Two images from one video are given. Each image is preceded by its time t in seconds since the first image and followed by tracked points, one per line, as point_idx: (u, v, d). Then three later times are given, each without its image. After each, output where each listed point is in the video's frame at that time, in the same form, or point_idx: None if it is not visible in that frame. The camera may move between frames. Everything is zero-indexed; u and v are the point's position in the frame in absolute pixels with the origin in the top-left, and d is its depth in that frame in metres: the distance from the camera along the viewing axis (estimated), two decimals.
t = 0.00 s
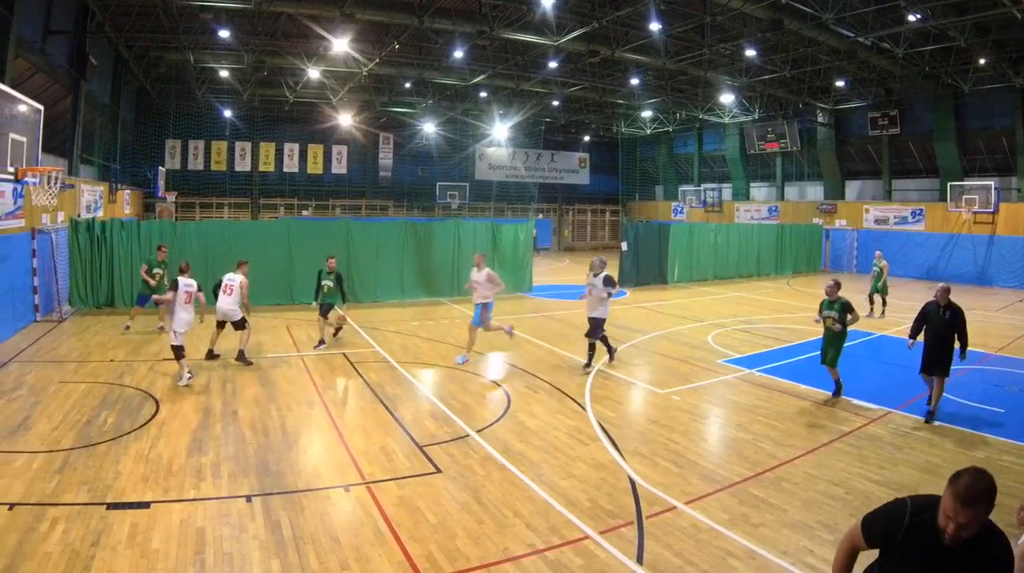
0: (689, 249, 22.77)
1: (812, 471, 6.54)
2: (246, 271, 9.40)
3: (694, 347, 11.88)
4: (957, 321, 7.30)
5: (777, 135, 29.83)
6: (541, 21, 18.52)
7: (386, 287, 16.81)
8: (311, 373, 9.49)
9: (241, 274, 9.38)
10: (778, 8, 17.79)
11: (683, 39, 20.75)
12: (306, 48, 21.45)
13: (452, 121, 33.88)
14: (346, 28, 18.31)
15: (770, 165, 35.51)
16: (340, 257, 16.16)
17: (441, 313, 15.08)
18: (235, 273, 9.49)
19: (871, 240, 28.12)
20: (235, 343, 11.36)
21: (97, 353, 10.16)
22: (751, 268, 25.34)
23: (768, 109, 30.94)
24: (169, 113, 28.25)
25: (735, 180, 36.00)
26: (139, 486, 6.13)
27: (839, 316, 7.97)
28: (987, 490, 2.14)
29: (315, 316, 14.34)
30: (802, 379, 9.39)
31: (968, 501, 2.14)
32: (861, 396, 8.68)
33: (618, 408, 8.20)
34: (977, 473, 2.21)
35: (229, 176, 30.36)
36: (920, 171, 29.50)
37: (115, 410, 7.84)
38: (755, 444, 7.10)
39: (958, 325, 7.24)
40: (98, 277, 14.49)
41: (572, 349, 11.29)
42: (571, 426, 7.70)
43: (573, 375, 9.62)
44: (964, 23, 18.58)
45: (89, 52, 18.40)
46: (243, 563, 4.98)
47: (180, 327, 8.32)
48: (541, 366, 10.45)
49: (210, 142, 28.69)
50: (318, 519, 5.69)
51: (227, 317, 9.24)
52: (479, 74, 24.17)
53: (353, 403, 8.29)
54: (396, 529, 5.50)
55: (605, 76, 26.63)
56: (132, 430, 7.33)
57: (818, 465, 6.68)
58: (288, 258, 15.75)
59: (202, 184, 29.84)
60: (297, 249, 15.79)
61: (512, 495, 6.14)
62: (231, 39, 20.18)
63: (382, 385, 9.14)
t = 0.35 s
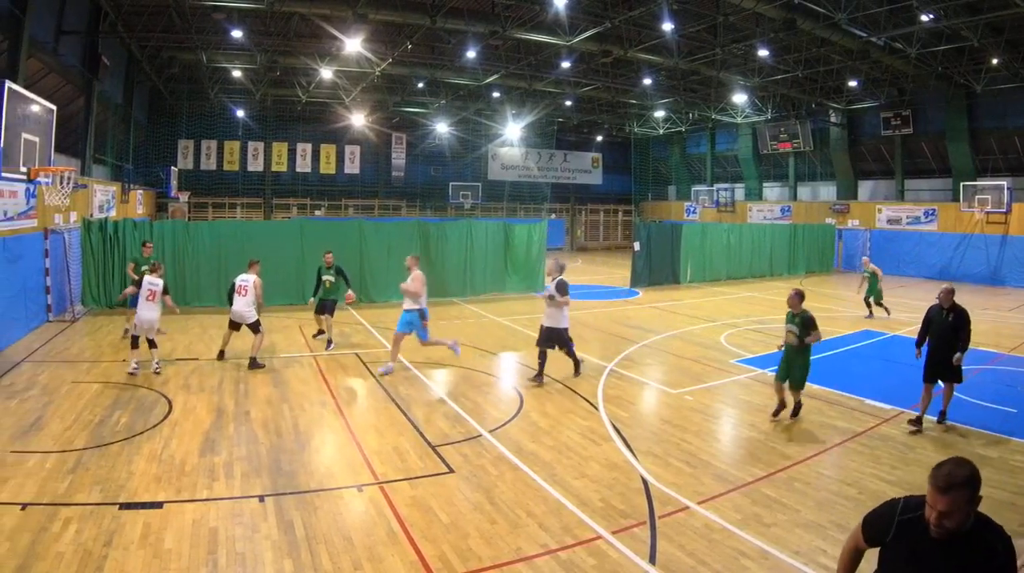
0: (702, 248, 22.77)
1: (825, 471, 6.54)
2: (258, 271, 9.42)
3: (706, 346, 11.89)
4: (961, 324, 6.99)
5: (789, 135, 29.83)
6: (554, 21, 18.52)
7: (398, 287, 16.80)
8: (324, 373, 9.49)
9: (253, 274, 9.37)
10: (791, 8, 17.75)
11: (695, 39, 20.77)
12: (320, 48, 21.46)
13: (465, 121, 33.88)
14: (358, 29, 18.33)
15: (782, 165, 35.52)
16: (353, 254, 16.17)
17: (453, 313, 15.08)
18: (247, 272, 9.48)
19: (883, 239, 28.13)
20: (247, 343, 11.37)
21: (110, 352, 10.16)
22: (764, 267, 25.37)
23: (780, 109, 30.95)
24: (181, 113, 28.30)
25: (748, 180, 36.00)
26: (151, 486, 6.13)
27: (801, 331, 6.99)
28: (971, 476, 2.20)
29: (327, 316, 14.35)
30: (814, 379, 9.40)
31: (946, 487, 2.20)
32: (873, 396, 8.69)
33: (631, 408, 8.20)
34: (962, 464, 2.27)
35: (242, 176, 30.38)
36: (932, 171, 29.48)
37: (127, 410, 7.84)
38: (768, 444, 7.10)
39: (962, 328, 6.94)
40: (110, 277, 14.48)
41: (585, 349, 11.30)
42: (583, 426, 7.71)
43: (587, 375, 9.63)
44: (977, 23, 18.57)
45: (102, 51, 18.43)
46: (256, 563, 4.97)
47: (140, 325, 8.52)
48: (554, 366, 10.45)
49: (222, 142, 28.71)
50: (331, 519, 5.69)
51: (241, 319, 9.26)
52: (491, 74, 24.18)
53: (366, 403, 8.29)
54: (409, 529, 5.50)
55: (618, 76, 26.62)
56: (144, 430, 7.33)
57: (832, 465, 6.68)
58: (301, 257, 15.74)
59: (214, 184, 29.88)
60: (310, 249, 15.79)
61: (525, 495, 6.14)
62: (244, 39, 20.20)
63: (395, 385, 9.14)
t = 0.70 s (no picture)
0: (715, 248, 22.78)
1: (839, 471, 6.53)
2: (271, 268, 9.38)
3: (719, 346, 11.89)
4: (959, 328, 6.77)
5: (802, 135, 29.82)
6: (567, 21, 18.52)
7: (410, 288, 16.81)
8: (336, 373, 9.50)
9: (267, 271, 9.33)
10: (804, 8, 17.74)
11: (707, 39, 20.80)
12: (333, 48, 21.45)
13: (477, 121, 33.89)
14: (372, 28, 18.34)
15: (795, 166, 35.50)
16: (365, 255, 16.14)
17: (465, 313, 15.08)
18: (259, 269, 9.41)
19: (897, 239, 28.17)
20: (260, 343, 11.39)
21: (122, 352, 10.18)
22: (776, 267, 25.38)
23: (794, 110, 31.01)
24: (195, 113, 28.37)
25: (760, 180, 36.01)
26: (164, 486, 6.13)
27: (762, 363, 6.05)
28: (911, 473, 2.17)
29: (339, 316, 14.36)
30: (828, 380, 9.40)
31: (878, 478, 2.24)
32: (886, 396, 8.69)
33: (644, 408, 8.20)
34: (910, 462, 2.25)
35: (254, 176, 30.41)
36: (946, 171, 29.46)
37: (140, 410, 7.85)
38: (781, 444, 7.10)
39: (959, 331, 6.74)
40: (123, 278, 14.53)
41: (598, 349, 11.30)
42: (596, 426, 7.71)
43: (600, 375, 9.64)
44: (989, 22, 18.55)
45: (115, 52, 18.46)
46: (268, 563, 4.97)
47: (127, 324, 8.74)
48: (566, 367, 10.45)
49: (235, 142, 28.75)
50: (344, 519, 5.69)
51: (255, 318, 9.25)
52: (504, 73, 24.21)
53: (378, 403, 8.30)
54: (422, 529, 5.50)
55: (630, 75, 26.60)
56: (157, 430, 7.33)
57: (846, 465, 6.67)
58: (313, 258, 15.75)
59: (227, 184, 29.94)
60: (322, 250, 15.79)
61: (538, 495, 6.13)
62: (257, 39, 20.22)
63: (408, 385, 9.14)
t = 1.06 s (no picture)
0: (728, 248, 22.79)
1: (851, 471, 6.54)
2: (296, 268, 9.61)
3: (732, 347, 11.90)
4: (958, 336, 6.42)
5: (815, 135, 29.88)
6: (580, 21, 18.52)
7: (422, 287, 16.81)
8: (348, 373, 9.51)
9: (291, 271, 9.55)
10: (816, 7, 17.74)
11: (720, 39, 20.81)
12: (346, 47, 21.38)
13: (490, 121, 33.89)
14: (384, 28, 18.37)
15: (807, 166, 35.46)
16: (378, 256, 16.15)
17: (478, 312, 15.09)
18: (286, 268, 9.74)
19: (911, 240, 28.09)
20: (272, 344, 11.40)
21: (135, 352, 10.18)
22: (788, 267, 25.38)
23: (806, 110, 31.07)
24: (207, 113, 28.40)
25: (773, 180, 36.02)
26: (176, 486, 6.12)
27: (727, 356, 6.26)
28: (867, 469, 2.18)
29: (351, 316, 14.36)
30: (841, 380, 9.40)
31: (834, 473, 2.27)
32: (899, 396, 8.70)
33: (657, 409, 8.20)
34: (868, 459, 2.27)
35: (267, 175, 30.41)
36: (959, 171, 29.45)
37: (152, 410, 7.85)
38: (794, 444, 7.09)
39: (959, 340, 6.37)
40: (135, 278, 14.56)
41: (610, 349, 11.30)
42: (609, 426, 7.70)
43: (613, 375, 9.64)
44: (1002, 22, 18.54)
45: (128, 52, 18.48)
46: (281, 563, 4.97)
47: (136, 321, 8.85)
48: (579, 366, 10.46)
49: (248, 142, 28.76)
50: (357, 519, 5.68)
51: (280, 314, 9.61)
52: (517, 73, 24.24)
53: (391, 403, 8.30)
54: (434, 529, 5.50)
55: (643, 75, 26.57)
56: (169, 430, 7.33)
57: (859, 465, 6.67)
58: (325, 258, 15.76)
59: (239, 184, 29.95)
60: (334, 249, 15.80)
61: (551, 495, 6.13)
62: (270, 39, 20.22)
63: (421, 385, 9.14)
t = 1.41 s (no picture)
0: (741, 248, 22.81)
1: (863, 471, 6.54)
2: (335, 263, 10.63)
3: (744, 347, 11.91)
4: (954, 338, 6.18)
5: (828, 135, 29.91)
6: (592, 21, 18.51)
7: (434, 287, 16.82)
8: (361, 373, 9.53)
9: (331, 265, 10.61)
10: (828, 7, 17.73)
11: (732, 39, 20.82)
12: (358, 48, 21.36)
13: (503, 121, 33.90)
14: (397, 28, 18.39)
15: (820, 166, 35.49)
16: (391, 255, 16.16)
17: (490, 312, 15.10)
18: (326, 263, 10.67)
19: (922, 239, 27.97)
20: (284, 344, 11.42)
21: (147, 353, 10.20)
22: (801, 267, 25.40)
23: (818, 110, 31.19)
24: (220, 113, 28.42)
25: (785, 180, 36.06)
26: (189, 486, 6.12)
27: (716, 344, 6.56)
28: (861, 495, 2.08)
29: (363, 316, 14.39)
30: (854, 379, 9.42)
31: (827, 507, 2.09)
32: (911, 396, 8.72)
33: (670, 409, 8.20)
34: (843, 482, 2.15)
35: (280, 175, 30.45)
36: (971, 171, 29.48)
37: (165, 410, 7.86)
38: (806, 444, 7.09)
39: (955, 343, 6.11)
40: (148, 278, 14.60)
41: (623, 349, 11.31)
42: (622, 426, 7.71)
43: (627, 375, 9.64)
44: (1015, 22, 18.52)
45: (141, 52, 18.51)
46: (294, 563, 4.97)
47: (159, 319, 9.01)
48: (592, 367, 10.47)
49: (261, 142, 28.77)
50: (369, 518, 5.69)
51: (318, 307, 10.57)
52: (530, 74, 24.25)
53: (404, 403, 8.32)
54: (447, 529, 5.50)
55: (655, 76, 26.57)
56: (181, 430, 7.33)
57: (872, 465, 6.68)
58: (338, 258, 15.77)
59: (252, 184, 30.00)
60: (347, 249, 15.80)
61: (563, 495, 6.13)
62: (282, 39, 20.22)
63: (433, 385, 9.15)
